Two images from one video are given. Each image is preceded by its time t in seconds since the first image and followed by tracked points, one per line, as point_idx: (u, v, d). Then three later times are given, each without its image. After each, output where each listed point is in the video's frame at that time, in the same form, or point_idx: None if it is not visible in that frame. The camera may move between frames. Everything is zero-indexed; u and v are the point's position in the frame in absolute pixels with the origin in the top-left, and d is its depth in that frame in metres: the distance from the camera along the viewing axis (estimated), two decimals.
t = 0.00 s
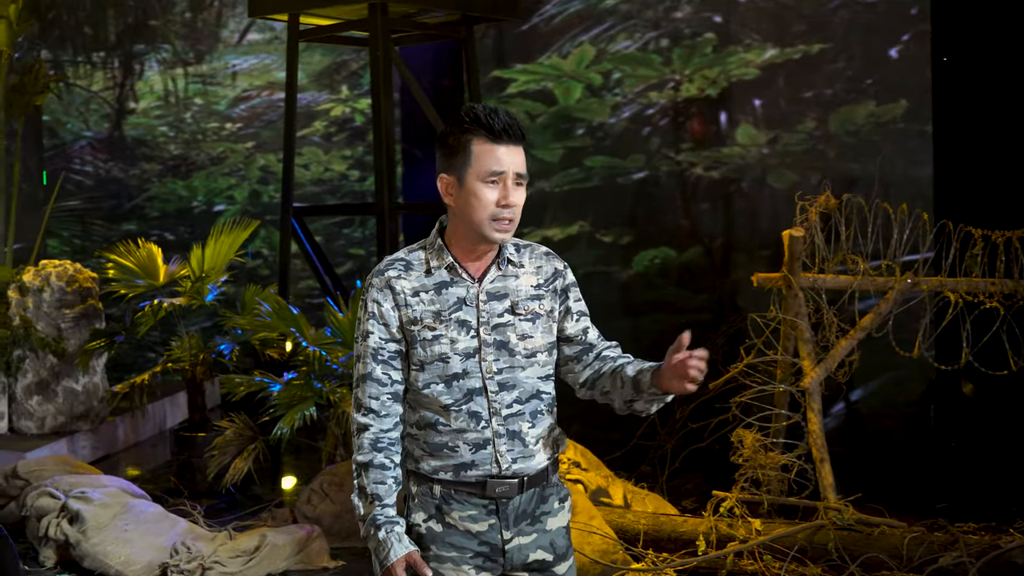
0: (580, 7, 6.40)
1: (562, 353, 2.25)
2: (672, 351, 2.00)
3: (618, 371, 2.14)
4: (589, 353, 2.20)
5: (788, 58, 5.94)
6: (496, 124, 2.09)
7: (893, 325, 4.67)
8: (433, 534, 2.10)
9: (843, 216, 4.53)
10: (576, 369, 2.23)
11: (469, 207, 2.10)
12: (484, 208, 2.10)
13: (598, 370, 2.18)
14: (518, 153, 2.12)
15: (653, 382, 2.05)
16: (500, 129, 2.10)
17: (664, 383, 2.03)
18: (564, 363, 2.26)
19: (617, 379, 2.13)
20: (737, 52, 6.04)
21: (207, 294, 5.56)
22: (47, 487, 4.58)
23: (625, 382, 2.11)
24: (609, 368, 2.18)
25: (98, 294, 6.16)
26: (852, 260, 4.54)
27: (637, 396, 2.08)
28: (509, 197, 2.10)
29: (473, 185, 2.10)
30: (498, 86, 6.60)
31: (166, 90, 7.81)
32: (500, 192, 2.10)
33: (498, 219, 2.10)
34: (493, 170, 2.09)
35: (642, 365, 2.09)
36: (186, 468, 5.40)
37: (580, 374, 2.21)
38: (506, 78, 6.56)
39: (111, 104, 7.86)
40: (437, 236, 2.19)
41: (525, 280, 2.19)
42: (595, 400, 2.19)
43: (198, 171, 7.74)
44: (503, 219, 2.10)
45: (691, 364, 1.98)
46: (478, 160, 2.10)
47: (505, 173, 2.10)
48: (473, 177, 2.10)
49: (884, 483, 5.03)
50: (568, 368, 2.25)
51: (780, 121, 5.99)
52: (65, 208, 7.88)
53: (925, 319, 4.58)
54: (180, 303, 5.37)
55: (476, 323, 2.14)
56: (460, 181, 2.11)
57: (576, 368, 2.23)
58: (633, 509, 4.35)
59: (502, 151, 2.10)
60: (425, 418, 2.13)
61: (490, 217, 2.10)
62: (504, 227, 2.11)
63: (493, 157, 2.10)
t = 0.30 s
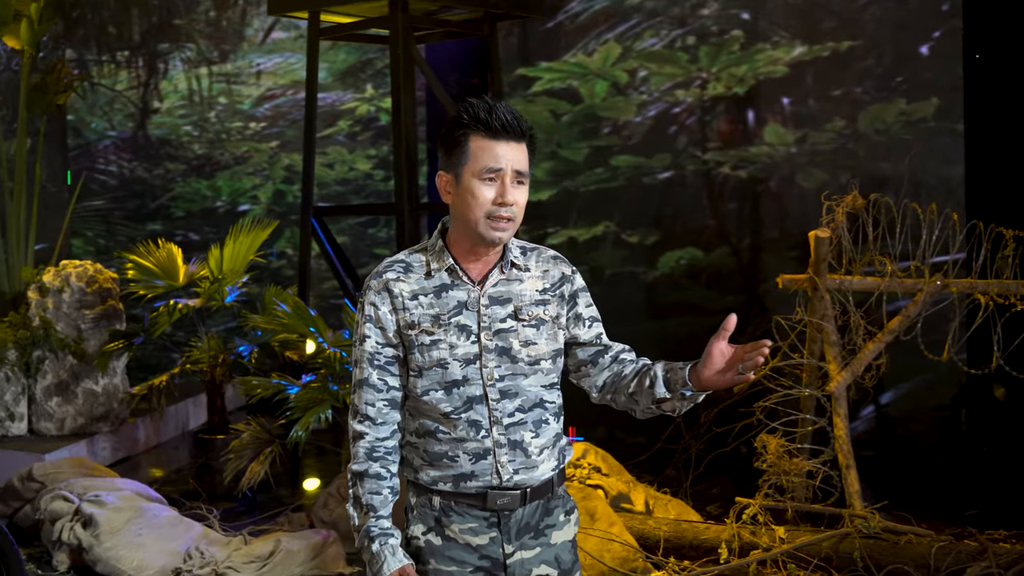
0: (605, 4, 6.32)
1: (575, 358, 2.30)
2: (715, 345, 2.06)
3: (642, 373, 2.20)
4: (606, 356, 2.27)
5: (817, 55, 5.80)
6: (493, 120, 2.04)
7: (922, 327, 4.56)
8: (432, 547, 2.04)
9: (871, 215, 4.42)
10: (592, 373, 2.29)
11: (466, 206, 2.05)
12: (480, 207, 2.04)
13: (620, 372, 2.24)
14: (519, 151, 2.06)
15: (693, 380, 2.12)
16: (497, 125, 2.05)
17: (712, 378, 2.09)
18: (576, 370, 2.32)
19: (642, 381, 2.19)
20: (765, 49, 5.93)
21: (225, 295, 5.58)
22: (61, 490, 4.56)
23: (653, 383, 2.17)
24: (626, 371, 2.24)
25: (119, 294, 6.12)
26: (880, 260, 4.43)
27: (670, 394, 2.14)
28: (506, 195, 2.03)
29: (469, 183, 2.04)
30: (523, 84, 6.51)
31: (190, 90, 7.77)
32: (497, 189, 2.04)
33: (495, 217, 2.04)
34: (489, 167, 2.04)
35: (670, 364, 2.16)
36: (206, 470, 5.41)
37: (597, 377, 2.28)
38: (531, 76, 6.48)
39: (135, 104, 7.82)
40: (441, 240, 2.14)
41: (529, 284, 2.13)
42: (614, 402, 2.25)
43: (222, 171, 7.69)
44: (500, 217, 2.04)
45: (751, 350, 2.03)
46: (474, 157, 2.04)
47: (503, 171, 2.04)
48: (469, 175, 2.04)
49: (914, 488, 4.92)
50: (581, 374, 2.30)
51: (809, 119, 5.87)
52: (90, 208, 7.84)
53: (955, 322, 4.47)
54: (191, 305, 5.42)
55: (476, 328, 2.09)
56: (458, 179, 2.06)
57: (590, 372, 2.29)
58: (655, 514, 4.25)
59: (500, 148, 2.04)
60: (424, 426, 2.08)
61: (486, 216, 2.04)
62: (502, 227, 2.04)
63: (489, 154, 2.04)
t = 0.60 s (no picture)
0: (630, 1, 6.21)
1: (585, 367, 2.21)
2: (735, 347, 1.98)
3: (655, 382, 2.11)
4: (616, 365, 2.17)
5: (844, 53, 5.69)
6: (495, 118, 1.99)
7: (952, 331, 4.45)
8: (432, 566, 1.98)
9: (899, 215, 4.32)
10: (602, 384, 2.20)
11: (468, 209, 2.00)
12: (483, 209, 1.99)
13: (631, 382, 2.15)
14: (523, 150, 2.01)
15: (710, 387, 2.02)
16: (500, 124, 2.00)
17: (730, 385, 2.00)
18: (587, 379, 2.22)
19: (655, 390, 2.10)
20: (791, 47, 5.81)
21: (244, 296, 5.53)
22: (74, 494, 4.51)
23: (666, 393, 2.07)
24: (637, 380, 2.15)
25: (137, 295, 6.07)
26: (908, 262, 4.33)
27: (685, 403, 2.05)
28: (510, 196, 1.98)
29: (471, 184, 2.00)
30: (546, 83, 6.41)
31: (212, 89, 7.68)
32: (500, 190, 1.99)
33: (498, 220, 1.99)
34: (491, 167, 1.99)
35: (684, 374, 2.06)
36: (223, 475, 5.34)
37: (608, 388, 2.18)
38: (554, 74, 6.37)
39: (157, 103, 7.76)
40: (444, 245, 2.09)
41: (535, 291, 2.08)
42: (625, 413, 2.16)
43: (244, 171, 7.62)
44: (503, 220, 1.98)
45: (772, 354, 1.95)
46: (476, 157, 2.00)
47: (506, 171, 1.99)
48: (471, 175, 2.00)
49: (944, 497, 4.80)
50: (592, 383, 2.21)
51: (836, 118, 5.76)
52: (112, 207, 7.85)
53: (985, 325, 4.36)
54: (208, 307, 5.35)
55: (479, 337, 2.03)
56: (459, 180, 2.01)
57: (601, 382, 2.19)
58: (677, 524, 4.14)
59: (503, 147, 1.99)
60: (424, 440, 2.01)
61: (489, 218, 1.99)
62: (506, 230, 1.99)
63: (491, 154, 1.99)
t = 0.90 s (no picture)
0: None
1: (599, 377, 2.10)
2: (757, 355, 1.87)
3: (673, 394, 1.99)
4: (632, 375, 2.05)
5: (877, 50, 5.58)
6: (503, 116, 1.96)
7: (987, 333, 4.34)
8: None
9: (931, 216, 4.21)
10: (617, 395, 2.07)
11: (476, 210, 1.96)
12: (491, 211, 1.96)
13: (649, 393, 2.02)
14: (532, 151, 1.97)
15: (731, 399, 1.91)
16: (509, 123, 1.96)
17: (752, 397, 1.89)
18: (601, 390, 2.10)
19: (673, 402, 1.98)
20: (824, 44, 5.71)
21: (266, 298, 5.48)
22: (92, 497, 4.46)
23: (685, 404, 1.95)
24: (653, 391, 2.02)
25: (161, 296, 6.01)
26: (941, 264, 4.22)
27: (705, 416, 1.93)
28: (518, 197, 1.95)
29: (479, 184, 1.96)
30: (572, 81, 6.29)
31: (238, 88, 7.62)
32: (509, 191, 1.95)
33: (506, 221, 1.95)
34: (500, 167, 1.95)
35: (703, 385, 1.94)
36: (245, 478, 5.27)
37: (623, 399, 2.06)
38: (582, 73, 6.24)
39: (183, 102, 7.72)
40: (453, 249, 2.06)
41: (547, 298, 2.03)
42: (642, 425, 2.04)
43: (271, 170, 7.56)
44: (511, 222, 1.95)
45: (797, 363, 1.84)
46: (484, 157, 1.96)
47: (515, 172, 1.96)
48: (478, 176, 1.96)
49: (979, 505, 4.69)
50: (606, 395, 2.09)
51: (869, 117, 5.65)
52: (138, 207, 7.82)
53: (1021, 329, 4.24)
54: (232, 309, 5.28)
55: (487, 345, 1.99)
56: (467, 181, 1.98)
57: (616, 393, 2.07)
58: (703, 532, 4.04)
59: (511, 147, 1.96)
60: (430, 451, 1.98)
61: (497, 220, 1.95)
62: (513, 232, 1.95)
63: (500, 154, 1.95)
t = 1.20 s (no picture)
0: None
1: (611, 386, 2.06)
2: (772, 359, 1.81)
3: (686, 401, 1.95)
4: (644, 382, 2.02)
5: (910, 48, 5.48)
6: (509, 113, 1.92)
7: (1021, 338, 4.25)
8: None
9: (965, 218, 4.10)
10: (628, 403, 2.04)
11: (480, 209, 1.92)
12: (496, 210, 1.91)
13: (660, 402, 1.98)
14: (539, 148, 1.92)
15: (745, 405, 1.85)
16: (514, 120, 1.92)
17: (768, 401, 1.83)
18: (613, 400, 2.07)
19: (687, 409, 1.93)
20: (855, 42, 5.60)
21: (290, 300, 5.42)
22: (111, 501, 4.43)
23: (699, 411, 1.91)
24: (666, 400, 1.99)
25: (186, 296, 5.98)
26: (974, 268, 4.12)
27: (720, 423, 1.89)
28: (524, 196, 1.90)
29: (484, 183, 1.92)
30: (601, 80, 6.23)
31: (266, 88, 7.57)
32: (514, 190, 1.90)
33: (511, 220, 1.89)
34: (505, 165, 1.91)
35: (718, 390, 1.90)
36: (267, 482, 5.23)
37: (635, 408, 2.02)
38: (610, 72, 6.20)
39: (212, 102, 7.70)
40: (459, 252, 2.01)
41: (555, 303, 2.00)
42: (654, 434, 2.00)
43: (298, 170, 7.51)
44: (517, 220, 1.89)
45: (813, 367, 1.78)
46: (489, 154, 1.92)
47: (521, 169, 1.91)
48: (483, 174, 1.92)
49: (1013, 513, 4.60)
50: (618, 404, 2.05)
51: (901, 116, 5.55)
52: (165, 207, 7.81)
53: None
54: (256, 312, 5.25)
55: (492, 352, 1.95)
56: (472, 180, 1.93)
57: (628, 401, 2.04)
58: (729, 539, 3.94)
59: (517, 144, 1.91)
60: (432, 462, 1.95)
61: (502, 219, 1.90)
62: (518, 231, 1.90)
63: (505, 151, 1.91)
